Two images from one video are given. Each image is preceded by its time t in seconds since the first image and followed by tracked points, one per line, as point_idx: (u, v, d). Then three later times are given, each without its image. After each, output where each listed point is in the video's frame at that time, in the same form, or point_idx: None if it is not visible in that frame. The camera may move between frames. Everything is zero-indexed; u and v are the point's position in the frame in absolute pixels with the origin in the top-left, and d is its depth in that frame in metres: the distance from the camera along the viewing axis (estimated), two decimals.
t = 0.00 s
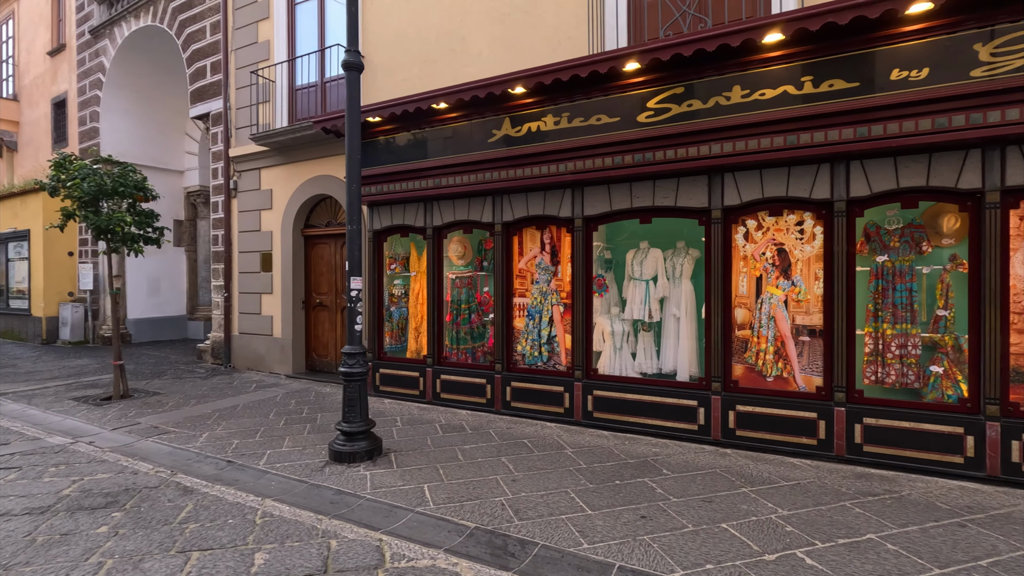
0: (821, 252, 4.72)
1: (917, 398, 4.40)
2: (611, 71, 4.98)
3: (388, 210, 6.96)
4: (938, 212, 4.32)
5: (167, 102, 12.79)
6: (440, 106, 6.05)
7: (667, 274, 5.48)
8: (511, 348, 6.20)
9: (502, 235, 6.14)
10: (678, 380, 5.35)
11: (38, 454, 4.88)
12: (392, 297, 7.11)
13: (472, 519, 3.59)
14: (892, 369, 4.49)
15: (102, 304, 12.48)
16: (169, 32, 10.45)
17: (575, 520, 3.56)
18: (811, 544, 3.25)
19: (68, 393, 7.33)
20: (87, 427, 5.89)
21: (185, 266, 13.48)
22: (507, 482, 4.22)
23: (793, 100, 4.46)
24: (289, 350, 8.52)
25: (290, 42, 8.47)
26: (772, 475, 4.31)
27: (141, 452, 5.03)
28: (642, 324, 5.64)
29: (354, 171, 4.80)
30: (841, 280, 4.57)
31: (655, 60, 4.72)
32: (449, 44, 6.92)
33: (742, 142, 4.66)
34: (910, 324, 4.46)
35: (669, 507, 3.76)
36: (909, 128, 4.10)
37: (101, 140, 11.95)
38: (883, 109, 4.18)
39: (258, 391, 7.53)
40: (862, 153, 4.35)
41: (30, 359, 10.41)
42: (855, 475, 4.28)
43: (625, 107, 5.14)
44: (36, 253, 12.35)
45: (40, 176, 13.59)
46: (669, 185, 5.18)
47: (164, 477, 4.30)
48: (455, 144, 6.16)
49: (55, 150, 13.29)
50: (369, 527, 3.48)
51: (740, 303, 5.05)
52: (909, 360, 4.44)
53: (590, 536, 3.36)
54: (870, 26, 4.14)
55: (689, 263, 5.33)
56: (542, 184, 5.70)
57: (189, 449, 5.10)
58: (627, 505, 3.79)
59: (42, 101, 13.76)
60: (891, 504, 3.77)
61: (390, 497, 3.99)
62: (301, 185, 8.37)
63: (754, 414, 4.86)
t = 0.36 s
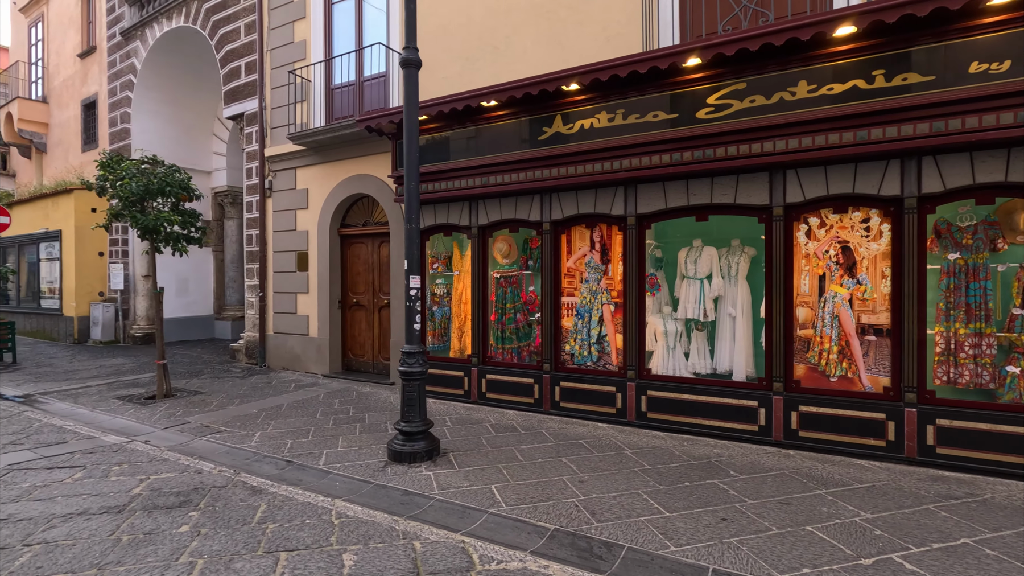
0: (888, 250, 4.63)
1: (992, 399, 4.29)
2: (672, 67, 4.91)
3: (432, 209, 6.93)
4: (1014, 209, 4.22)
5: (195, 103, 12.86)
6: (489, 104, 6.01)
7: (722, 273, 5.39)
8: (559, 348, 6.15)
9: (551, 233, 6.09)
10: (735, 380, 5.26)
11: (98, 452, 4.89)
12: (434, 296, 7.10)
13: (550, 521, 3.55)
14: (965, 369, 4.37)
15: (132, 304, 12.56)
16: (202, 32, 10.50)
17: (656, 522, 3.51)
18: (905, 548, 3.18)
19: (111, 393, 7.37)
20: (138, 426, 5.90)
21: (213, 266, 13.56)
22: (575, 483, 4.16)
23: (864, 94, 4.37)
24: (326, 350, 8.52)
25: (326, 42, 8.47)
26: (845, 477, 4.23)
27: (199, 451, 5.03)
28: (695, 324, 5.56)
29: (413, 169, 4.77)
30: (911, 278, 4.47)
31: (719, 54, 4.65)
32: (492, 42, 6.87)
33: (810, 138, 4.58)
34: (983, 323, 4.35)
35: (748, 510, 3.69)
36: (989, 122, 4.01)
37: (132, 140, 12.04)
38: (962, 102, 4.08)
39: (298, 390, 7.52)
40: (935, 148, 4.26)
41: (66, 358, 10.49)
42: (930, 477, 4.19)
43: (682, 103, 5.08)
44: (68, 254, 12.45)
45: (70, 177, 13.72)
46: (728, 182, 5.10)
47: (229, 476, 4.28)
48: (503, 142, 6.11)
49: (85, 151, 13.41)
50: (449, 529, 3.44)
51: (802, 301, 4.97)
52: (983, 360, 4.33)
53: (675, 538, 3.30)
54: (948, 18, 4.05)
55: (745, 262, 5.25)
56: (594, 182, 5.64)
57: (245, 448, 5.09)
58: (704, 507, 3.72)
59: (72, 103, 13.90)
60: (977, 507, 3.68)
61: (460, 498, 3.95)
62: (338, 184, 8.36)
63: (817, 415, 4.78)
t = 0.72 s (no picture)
0: (959, 252, 4.49)
1: None
2: (731, 66, 4.81)
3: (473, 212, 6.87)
4: None
5: (221, 106, 12.88)
6: (535, 106, 5.93)
7: (778, 276, 5.27)
8: (607, 352, 6.07)
9: (598, 236, 6.01)
10: (793, 386, 5.13)
11: (152, 459, 4.87)
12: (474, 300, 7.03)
13: (628, 533, 3.47)
14: None
15: (160, 307, 12.60)
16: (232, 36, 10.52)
17: (737, 535, 3.42)
18: (1005, 563, 3.06)
19: (152, 397, 7.37)
20: (185, 431, 5.89)
21: (238, 269, 13.58)
22: (643, 492, 4.07)
23: (937, 93, 4.25)
24: (361, 353, 8.49)
25: (361, 44, 8.43)
26: (921, 487, 4.10)
27: (252, 457, 4.99)
28: (749, 328, 5.44)
29: (469, 173, 4.70)
30: (985, 282, 4.33)
31: (783, 53, 4.54)
32: (533, 43, 6.80)
33: (878, 138, 4.46)
34: None
35: (829, 521, 3.58)
36: None
37: (160, 145, 12.11)
38: None
39: (337, 395, 7.48)
40: (1013, 148, 4.13)
41: (99, 362, 10.54)
42: (1009, 488, 4.06)
43: (741, 104, 4.98)
44: (97, 257, 12.53)
45: (98, 181, 13.81)
46: (788, 184, 5.00)
47: (290, 484, 4.23)
48: (550, 144, 6.03)
49: (112, 155, 13.50)
50: (526, 541, 3.37)
51: (865, 306, 4.84)
52: None
53: (762, 551, 3.21)
54: None
55: (802, 265, 5.13)
56: (646, 184, 5.55)
57: (298, 455, 5.04)
58: (783, 519, 3.62)
59: (99, 107, 14.00)
60: None
61: (529, 507, 3.87)
62: (373, 187, 8.32)
63: (884, 422, 4.66)
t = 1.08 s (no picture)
0: None
1: None
2: (791, 57, 4.66)
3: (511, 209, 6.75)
4: None
5: (242, 105, 12.79)
6: (579, 100, 5.79)
7: (834, 274, 5.10)
8: (652, 352, 5.92)
9: (644, 234, 5.86)
10: (852, 387, 4.96)
11: (198, 463, 4.76)
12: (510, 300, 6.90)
13: (708, 542, 3.32)
14: None
15: (182, 307, 12.51)
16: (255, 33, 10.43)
17: (822, 544, 3.26)
18: None
19: (184, 399, 7.27)
20: (224, 434, 5.78)
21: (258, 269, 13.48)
22: (712, 499, 3.92)
23: (1014, 82, 4.08)
24: (392, 354, 8.37)
25: (389, 40, 8.31)
26: (1001, 493, 3.93)
27: (298, 461, 4.87)
28: (804, 327, 5.26)
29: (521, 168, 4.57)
30: None
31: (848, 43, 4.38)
32: (571, 37, 6.66)
33: (949, 130, 4.30)
34: None
35: (916, 529, 3.43)
36: None
37: (182, 144, 12.03)
38: None
39: (370, 396, 7.35)
40: None
41: (123, 363, 10.47)
42: None
43: (800, 96, 4.81)
44: (118, 258, 12.46)
45: (118, 181, 13.77)
46: (849, 178, 4.84)
47: (345, 491, 4.11)
48: (594, 139, 5.89)
49: (132, 155, 13.45)
50: (603, 551, 3.23)
51: (931, 304, 4.67)
52: None
53: (855, 562, 3.06)
54: None
55: (860, 262, 4.97)
56: (695, 180, 5.40)
57: (345, 459, 4.92)
58: (867, 527, 3.46)
59: (118, 107, 13.96)
60: None
61: (596, 514, 3.73)
62: (403, 185, 8.20)
63: (953, 424, 4.49)
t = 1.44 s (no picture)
0: None
1: None
2: (848, 48, 4.54)
3: (547, 207, 6.66)
4: None
5: (259, 106, 12.71)
6: (621, 95, 5.68)
7: (888, 270, 4.97)
8: (695, 352, 5.81)
9: (687, 231, 5.75)
10: (908, 386, 4.84)
11: (242, 467, 4.67)
12: (545, 299, 6.81)
13: (787, 548, 3.21)
14: None
15: (200, 308, 12.41)
16: (276, 32, 10.35)
17: (907, 549, 3.15)
18: None
19: (214, 401, 7.19)
20: (261, 436, 5.69)
21: (275, 270, 13.41)
22: (780, 502, 3.81)
23: None
24: (420, 354, 8.28)
25: (416, 37, 8.22)
26: None
27: (343, 465, 4.77)
28: (855, 325, 5.14)
29: (572, 164, 4.46)
30: None
31: (910, 32, 4.27)
32: (607, 32, 6.56)
33: (1017, 121, 4.17)
34: None
35: (1001, 533, 3.30)
36: None
37: (200, 144, 11.93)
38: None
39: (402, 398, 7.25)
40: None
41: (144, 365, 10.40)
42: None
43: (856, 88, 4.70)
44: (136, 259, 12.40)
45: (135, 182, 13.72)
46: (906, 172, 4.72)
47: (399, 494, 4.01)
48: (635, 135, 5.78)
49: (148, 156, 13.38)
50: (682, 558, 3.12)
51: (993, 300, 4.54)
52: None
53: (947, 568, 2.94)
54: None
55: (913, 258, 4.85)
56: (743, 175, 5.29)
57: (391, 462, 4.82)
58: (948, 531, 3.34)
59: (134, 108, 13.91)
60: None
61: (663, 518, 3.62)
62: (430, 184, 8.10)
63: (1019, 424, 4.37)
